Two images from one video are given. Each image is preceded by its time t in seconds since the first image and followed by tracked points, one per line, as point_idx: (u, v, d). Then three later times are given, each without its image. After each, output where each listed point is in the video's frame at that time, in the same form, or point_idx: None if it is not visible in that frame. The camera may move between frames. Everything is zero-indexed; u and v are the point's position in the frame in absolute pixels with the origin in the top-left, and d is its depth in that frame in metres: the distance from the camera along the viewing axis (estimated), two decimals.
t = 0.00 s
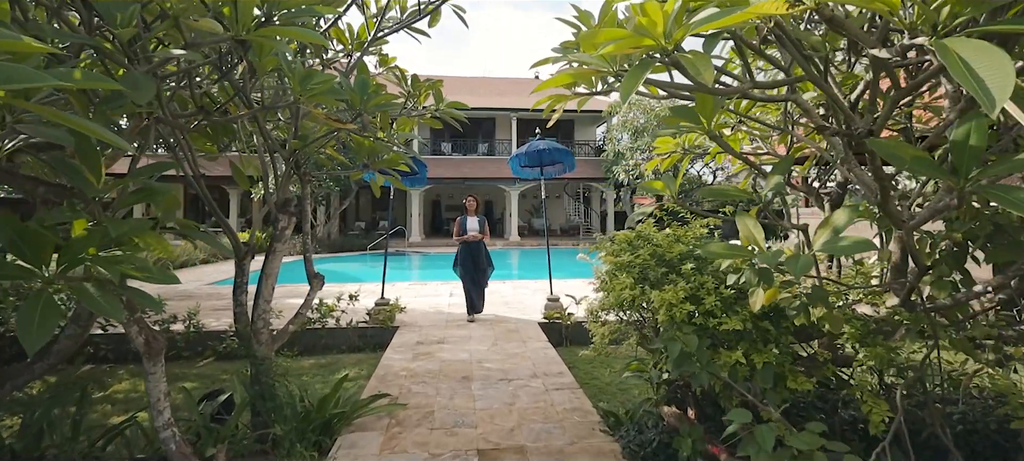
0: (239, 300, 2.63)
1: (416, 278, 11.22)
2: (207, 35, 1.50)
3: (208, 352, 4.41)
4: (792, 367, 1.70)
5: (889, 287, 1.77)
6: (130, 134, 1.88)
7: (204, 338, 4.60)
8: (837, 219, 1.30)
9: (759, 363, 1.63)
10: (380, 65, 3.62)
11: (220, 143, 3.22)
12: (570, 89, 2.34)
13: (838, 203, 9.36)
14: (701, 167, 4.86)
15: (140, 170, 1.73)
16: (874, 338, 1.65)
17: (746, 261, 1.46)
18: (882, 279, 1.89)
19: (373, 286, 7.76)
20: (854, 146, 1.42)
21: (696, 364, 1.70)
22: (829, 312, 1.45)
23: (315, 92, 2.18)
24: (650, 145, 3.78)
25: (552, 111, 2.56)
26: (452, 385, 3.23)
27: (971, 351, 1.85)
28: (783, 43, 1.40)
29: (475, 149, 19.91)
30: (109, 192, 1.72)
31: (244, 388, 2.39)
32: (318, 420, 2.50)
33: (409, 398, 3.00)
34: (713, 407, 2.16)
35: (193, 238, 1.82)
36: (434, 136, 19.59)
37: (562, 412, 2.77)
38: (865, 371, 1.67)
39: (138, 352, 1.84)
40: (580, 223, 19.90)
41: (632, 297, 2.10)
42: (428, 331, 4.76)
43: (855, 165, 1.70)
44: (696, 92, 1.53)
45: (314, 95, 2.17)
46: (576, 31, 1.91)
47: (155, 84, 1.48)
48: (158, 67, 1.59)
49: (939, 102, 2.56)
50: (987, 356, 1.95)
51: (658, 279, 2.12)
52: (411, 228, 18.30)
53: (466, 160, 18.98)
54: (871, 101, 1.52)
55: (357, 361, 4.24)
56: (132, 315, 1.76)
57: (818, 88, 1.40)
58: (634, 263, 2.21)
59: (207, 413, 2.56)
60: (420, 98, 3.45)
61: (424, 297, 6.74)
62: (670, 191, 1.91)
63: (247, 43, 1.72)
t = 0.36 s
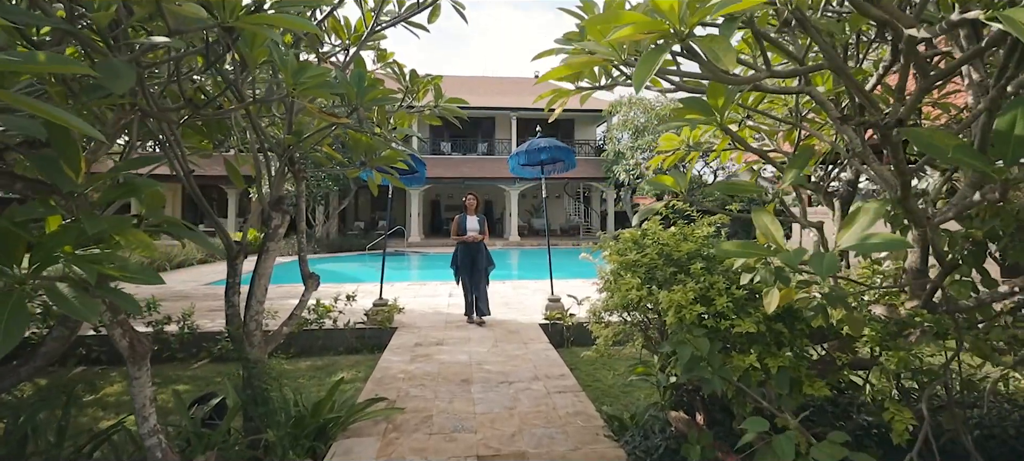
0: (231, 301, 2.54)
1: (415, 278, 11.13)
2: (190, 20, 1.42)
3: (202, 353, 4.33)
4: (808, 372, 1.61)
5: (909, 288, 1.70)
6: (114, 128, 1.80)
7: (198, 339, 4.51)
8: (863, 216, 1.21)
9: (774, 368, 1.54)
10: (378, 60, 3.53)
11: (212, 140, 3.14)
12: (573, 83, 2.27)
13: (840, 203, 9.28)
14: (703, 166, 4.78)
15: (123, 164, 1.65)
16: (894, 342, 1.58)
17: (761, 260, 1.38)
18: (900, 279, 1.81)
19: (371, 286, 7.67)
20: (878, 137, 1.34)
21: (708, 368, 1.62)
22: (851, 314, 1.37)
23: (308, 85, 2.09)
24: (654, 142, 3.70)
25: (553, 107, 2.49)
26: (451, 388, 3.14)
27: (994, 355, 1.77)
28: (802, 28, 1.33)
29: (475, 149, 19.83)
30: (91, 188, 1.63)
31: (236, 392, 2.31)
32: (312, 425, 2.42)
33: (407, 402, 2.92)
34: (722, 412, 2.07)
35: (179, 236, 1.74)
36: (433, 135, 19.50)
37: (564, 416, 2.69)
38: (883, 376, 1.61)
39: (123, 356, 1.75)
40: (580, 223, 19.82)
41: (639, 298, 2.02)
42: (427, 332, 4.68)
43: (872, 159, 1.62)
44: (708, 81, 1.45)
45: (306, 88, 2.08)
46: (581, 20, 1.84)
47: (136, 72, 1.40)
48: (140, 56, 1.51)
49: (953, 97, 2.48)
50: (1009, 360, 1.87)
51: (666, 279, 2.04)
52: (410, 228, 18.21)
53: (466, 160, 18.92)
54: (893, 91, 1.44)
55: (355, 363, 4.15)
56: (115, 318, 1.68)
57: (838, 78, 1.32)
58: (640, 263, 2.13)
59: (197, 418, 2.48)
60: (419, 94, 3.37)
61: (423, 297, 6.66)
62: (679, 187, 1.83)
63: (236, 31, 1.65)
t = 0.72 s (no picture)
0: (221, 302, 2.46)
1: (414, 278, 11.06)
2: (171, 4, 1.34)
3: (195, 355, 4.24)
4: (823, 378, 1.53)
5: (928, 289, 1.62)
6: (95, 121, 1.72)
7: (192, 341, 4.43)
8: (890, 212, 1.12)
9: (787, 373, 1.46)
10: (373, 53, 3.48)
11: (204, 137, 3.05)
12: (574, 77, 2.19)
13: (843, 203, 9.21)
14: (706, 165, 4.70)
15: (101, 159, 1.57)
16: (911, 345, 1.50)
17: (776, 259, 1.29)
18: (916, 279, 1.73)
19: (369, 286, 7.58)
20: (902, 129, 1.26)
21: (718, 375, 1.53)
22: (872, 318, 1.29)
23: (299, 79, 2.01)
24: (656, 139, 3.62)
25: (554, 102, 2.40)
26: (449, 391, 3.06)
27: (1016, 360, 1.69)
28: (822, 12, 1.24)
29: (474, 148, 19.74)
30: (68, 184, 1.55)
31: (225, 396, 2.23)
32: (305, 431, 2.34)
33: (403, 406, 2.84)
34: (730, 418, 1.99)
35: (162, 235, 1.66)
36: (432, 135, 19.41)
37: (566, 421, 2.61)
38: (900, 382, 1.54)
39: (103, 360, 1.67)
40: (580, 223, 19.73)
41: (644, 299, 1.94)
42: (425, 334, 4.59)
43: (890, 154, 1.54)
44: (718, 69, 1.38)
45: (298, 81, 2.00)
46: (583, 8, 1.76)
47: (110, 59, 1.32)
48: (120, 44, 1.43)
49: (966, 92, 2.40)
50: None
51: (672, 280, 1.96)
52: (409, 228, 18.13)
53: (466, 159, 18.88)
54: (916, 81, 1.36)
55: (351, 366, 4.07)
56: (95, 321, 1.60)
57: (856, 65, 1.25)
58: (645, 263, 2.05)
59: (186, 424, 2.39)
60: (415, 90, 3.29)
61: (421, 298, 6.58)
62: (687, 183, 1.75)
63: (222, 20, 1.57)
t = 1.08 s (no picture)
0: (209, 306, 2.37)
1: (413, 279, 10.96)
2: None
3: (188, 359, 4.15)
4: (840, 388, 1.45)
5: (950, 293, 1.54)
6: (71, 117, 1.63)
7: (184, 344, 4.33)
8: (924, 212, 1.03)
9: (804, 384, 1.38)
10: (368, 49, 3.37)
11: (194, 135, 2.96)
12: (577, 71, 2.11)
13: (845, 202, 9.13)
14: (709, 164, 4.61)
15: (74, 156, 1.47)
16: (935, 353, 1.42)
17: (794, 263, 1.20)
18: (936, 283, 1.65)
19: (367, 287, 7.49)
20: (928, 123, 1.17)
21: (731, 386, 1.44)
22: (897, 326, 1.20)
23: (288, 71, 1.93)
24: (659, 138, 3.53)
25: (555, 98, 2.32)
26: (446, 397, 2.97)
27: None
28: None
29: (474, 148, 19.65)
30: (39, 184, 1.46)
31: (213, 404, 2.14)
32: (296, 441, 2.25)
33: (399, 413, 2.75)
34: (740, 428, 1.91)
35: (140, 237, 1.57)
36: (431, 134, 19.31)
37: (567, 429, 2.52)
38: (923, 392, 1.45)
39: (79, 369, 1.58)
40: (580, 223, 19.63)
41: (650, 304, 1.85)
42: (423, 337, 4.50)
43: (911, 151, 1.45)
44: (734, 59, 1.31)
45: (287, 73, 1.92)
46: None
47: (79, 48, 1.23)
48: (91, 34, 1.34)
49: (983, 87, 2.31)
50: None
51: (680, 284, 1.87)
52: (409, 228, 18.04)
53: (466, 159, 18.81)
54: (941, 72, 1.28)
55: (347, 369, 3.98)
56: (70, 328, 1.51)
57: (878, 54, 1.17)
58: (650, 266, 1.97)
59: (172, 433, 2.30)
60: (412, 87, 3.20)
61: (419, 299, 6.48)
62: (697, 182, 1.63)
63: (203, 8, 1.48)
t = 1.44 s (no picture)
0: (198, 311, 2.29)
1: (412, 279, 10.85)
2: None
3: (181, 362, 4.05)
4: (862, 402, 1.36)
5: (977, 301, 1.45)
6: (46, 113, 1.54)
7: (177, 347, 4.24)
8: (967, 215, 0.93)
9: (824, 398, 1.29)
10: (368, 45, 3.22)
11: (184, 134, 2.87)
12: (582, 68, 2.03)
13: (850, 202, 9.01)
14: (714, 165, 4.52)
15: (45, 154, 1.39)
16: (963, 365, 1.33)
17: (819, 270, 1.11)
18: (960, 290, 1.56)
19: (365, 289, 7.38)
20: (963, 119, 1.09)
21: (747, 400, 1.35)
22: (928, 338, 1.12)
23: (276, 66, 1.85)
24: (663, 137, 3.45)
25: (558, 95, 2.25)
26: (444, 404, 2.88)
27: None
28: None
29: (473, 148, 19.55)
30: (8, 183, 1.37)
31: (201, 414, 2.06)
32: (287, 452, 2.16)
33: (395, 420, 2.66)
34: (751, 440, 1.82)
35: (121, 238, 1.48)
36: (431, 134, 19.20)
37: (569, 439, 2.43)
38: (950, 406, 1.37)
39: (53, 380, 1.49)
40: (580, 223, 19.52)
41: (657, 310, 1.76)
42: (421, 340, 4.41)
43: (937, 149, 1.37)
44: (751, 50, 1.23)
45: (276, 68, 1.84)
46: None
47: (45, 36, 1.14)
48: (63, 23, 1.25)
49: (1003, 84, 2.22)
50: None
51: (688, 289, 1.78)
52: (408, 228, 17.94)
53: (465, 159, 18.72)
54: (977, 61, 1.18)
55: (343, 374, 3.89)
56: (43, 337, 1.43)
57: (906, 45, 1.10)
58: (658, 270, 1.88)
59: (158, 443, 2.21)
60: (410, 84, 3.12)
61: (417, 301, 6.38)
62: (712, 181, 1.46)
63: None
